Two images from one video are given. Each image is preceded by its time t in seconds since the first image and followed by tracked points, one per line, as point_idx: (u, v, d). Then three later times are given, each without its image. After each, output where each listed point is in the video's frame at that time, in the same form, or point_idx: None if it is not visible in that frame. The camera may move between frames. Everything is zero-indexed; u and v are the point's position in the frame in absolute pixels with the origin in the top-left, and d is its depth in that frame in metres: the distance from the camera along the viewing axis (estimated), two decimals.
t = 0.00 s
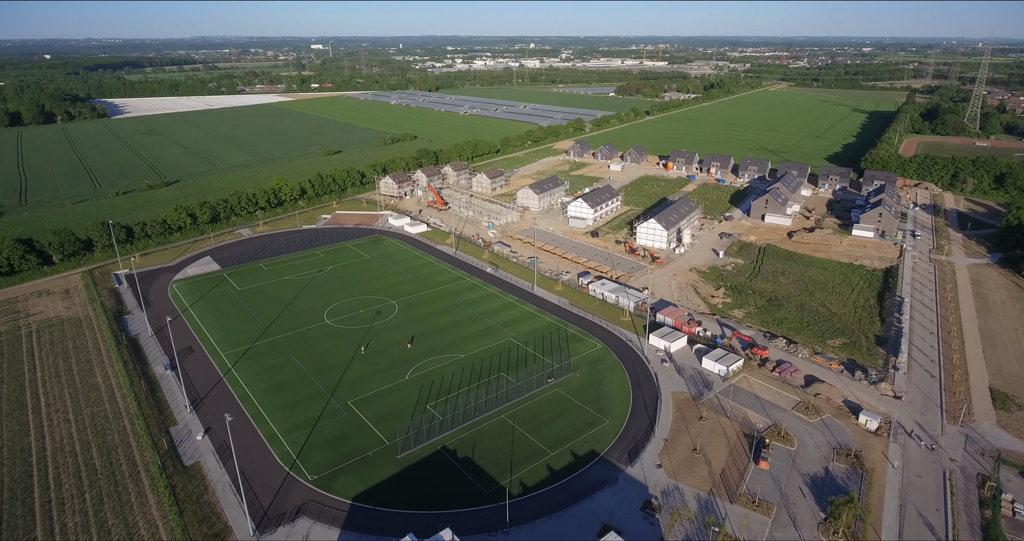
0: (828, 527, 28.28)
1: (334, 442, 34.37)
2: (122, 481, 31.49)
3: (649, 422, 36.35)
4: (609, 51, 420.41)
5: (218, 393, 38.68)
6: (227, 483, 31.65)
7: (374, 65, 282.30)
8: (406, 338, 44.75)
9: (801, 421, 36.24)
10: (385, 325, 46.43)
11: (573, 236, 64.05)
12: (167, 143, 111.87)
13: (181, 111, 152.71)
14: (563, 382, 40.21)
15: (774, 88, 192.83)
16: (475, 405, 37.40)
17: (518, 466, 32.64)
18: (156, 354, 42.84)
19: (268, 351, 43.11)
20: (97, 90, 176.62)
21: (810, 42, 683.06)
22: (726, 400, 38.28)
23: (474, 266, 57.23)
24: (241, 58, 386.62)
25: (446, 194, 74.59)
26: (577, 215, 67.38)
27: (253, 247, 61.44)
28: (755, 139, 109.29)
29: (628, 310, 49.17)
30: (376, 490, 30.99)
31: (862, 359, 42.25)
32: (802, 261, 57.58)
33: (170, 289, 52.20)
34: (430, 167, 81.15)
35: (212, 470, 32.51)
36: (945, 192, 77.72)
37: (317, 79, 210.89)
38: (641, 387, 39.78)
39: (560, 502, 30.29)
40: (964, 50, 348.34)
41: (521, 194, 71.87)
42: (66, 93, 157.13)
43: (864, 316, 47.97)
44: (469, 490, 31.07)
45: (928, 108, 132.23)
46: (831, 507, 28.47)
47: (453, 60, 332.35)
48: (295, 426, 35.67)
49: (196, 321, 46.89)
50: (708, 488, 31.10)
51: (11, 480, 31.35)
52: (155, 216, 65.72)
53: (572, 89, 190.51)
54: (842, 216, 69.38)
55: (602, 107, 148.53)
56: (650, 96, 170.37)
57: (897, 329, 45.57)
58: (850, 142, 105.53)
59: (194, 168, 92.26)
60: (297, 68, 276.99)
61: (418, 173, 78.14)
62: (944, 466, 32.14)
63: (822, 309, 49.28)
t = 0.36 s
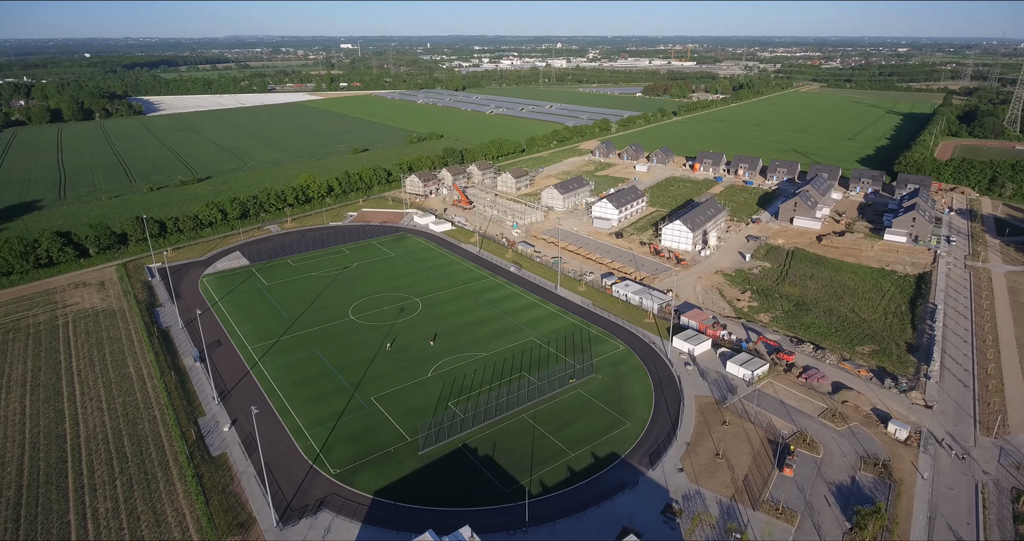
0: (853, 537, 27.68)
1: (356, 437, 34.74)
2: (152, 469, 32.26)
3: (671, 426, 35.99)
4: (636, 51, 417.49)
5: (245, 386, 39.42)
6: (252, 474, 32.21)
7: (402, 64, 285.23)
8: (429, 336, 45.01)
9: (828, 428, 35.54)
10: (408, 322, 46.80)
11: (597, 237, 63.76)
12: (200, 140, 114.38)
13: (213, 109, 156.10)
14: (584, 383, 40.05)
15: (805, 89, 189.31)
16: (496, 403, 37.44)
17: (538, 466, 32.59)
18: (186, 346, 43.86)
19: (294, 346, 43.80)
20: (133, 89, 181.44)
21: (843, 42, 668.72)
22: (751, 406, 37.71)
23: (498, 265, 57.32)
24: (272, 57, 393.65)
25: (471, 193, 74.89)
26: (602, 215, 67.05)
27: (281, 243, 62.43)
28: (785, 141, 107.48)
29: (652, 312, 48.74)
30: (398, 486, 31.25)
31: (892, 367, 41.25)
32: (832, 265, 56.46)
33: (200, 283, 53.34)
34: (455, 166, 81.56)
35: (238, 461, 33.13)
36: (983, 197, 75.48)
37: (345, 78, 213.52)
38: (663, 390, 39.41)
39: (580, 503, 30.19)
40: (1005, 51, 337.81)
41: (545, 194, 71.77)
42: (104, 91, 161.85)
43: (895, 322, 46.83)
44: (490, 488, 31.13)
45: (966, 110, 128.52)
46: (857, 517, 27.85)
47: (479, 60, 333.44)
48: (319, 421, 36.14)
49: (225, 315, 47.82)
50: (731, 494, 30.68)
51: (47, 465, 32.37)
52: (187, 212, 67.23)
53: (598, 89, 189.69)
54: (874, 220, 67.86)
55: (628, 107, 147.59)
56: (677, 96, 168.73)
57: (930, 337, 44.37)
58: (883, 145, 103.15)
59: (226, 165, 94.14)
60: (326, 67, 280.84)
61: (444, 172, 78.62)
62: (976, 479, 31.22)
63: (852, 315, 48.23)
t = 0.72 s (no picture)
0: None
1: (375, 434, 35.04)
2: (175, 460, 32.92)
3: (690, 429, 35.67)
4: (659, 50, 414.39)
5: (267, 380, 40.03)
6: (273, 467, 32.68)
7: (425, 64, 286.91)
8: (448, 334, 45.23)
9: (850, 435, 34.92)
10: (428, 320, 47.06)
11: (617, 238, 63.44)
12: (226, 138, 116.32)
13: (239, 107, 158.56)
14: (603, 384, 39.88)
15: (832, 89, 186.13)
16: (514, 403, 37.49)
17: (555, 466, 32.56)
18: (210, 340, 44.67)
19: (315, 341, 44.35)
20: (163, 87, 185.18)
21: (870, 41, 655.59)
22: (772, 410, 37.21)
23: (518, 265, 57.36)
24: (297, 56, 398.05)
25: (492, 192, 75.03)
26: (623, 216, 66.72)
27: (303, 240, 63.22)
28: (810, 142, 105.84)
29: (672, 314, 48.36)
30: (415, 482, 31.47)
31: (918, 374, 40.38)
32: (857, 269, 55.46)
33: (225, 278, 54.25)
34: (476, 166, 81.79)
35: (259, 454, 33.65)
36: (1016, 201, 73.49)
37: (368, 77, 215.43)
38: (682, 393, 39.08)
39: (597, 505, 30.06)
40: None
41: (566, 195, 71.66)
42: (135, 89, 165.41)
43: (922, 329, 45.83)
44: (506, 487, 31.17)
45: (1000, 112, 125.25)
46: (879, 526, 27.30)
47: (502, 59, 334.11)
48: (339, 416, 36.53)
49: (248, 310, 48.60)
50: (750, 499, 30.32)
51: (76, 454, 33.23)
52: (213, 208, 68.42)
53: (620, 89, 188.66)
54: (901, 223, 66.47)
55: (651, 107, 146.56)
56: (701, 96, 167.12)
57: (958, 344, 43.35)
58: (912, 147, 100.98)
59: (251, 162, 95.63)
60: (350, 67, 283.75)
61: (465, 171, 78.92)
62: (1005, 490, 30.41)
63: (877, 320, 47.32)
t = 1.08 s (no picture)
0: None
1: (394, 430, 35.29)
2: (200, 451, 33.55)
3: (710, 433, 35.28)
4: (684, 50, 410.72)
5: (289, 375, 40.58)
6: (294, 461, 33.11)
7: (449, 64, 288.30)
8: (468, 333, 45.37)
9: (875, 443, 34.21)
10: (448, 318, 47.26)
11: (639, 239, 63.02)
12: (253, 136, 118.24)
13: (266, 106, 160.99)
14: (622, 386, 39.64)
15: (862, 90, 182.48)
16: (533, 403, 37.46)
17: (573, 467, 32.45)
18: (235, 334, 45.45)
19: (338, 337, 44.85)
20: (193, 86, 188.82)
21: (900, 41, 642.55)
22: (795, 416, 36.62)
23: (538, 264, 57.31)
24: (323, 55, 402.50)
25: (514, 192, 75.08)
26: (645, 217, 66.24)
27: (327, 237, 63.96)
28: (838, 144, 103.90)
29: (694, 317, 47.86)
30: (433, 480, 31.63)
31: (947, 383, 39.39)
32: (885, 274, 54.31)
33: (250, 274, 55.13)
34: (499, 165, 81.92)
35: (281, 448, 34.12)
36: None
37: (392, 76, 217.17)
38: (703, 396, 38.67)
39: (615, 507, 29.89)
40: None
41: (588, 195, 71.41)
42: (166, 88, 169.01)
43: (952, 336, 44.68)
44: (524, 486, 31.17)
45: None
46: (904, 537, 26.68)
47: (525, 59, 333.63)
48: (359, 412, 36.88)
49: (273, 306, 49.35)
50: (771, 506, 29.87)
51: (105, 443, 34.08)
52: (240, 205, 69.59)
53: (644, 89, 187.35)
54: (932, 228, 64.89)
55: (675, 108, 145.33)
56: (726, 96, 165.18)
57: (989, 352, 42.18)
58: (944, 150, 98.59)
59: (278, 160, 97.08)
60: (376, 66, 286.53)
61: (487, 171, 79.13)
62: None
63: (906, 326, 46.27)
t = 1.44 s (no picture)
0: None
1: (414, 428, 35.51)
2: (224, 444, 34.15)
3: (731, 437, 34.87)
4: (709, 50, 406.40)
5: (312, 370, 41.10)
6: (315, 455, 33.51)
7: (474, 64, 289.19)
8: (488, 332, 45.47)
9: (901, 452, 33.48)
10: (469, 317, 47.42)
11: (661, 240, 62.57)
12: (279, 134, 120.04)
13: (292, 105, 163.22)
14: (642, 388, 39.37)
15: (893, 91, 178.56)
16: (552, 403, 37.39)
17: (591, 468, 32.33)
18: (259, 329, 46.19)
19: (359, 334, 45.29)
20: (222, 85, 192.62)
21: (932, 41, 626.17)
22: (818, 422, 36.01)
23: (559, 265, 57.21)
24: (349, 55, 406.38)
25: (535, 192, 75.07)
26: (668, 218, 65.73)
27: (350, 235, 64.62)
28: (867, 146, 101.81)
29: (716, 320, 47.34)
30: (452, 477, 31.76)
31: (977, 392, 38.37)
32: (914, 279, 53.10)
33: (275, 270, 55.95)
34: (521, 165, 82.01)
35: (302, 442, 34.56)
36: None
37: (416, 76, 218.45)
38: (724, 400, 38.25)
39: (633, 509, 29.71)
40: None
41: (610, 195, 71.09)
42: (196, 86, 172.34)
43: (983, 344, 43.51)
44: (542, 486, 31.14)
45: None
46: None
47: (549, 59, 333.77)
48: (379, 409, 37.18)
49: (296, 301, 50.05)
50: (792, 513, 29.41)
51: (132, 433, 34.87)
52: (266, 202, 70.70)
53: (668, 90, 185.85)
54: (963, 233, 63.25)
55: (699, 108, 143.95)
56: (752, 97, 163.01)
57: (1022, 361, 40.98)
58: (978, 153, 96.01)
59: (303, 158, 98.38)
60: (401, 65, 288.85)
61: (509, 170, 79.25)
62: None
63: (935, 333, 45.17)
